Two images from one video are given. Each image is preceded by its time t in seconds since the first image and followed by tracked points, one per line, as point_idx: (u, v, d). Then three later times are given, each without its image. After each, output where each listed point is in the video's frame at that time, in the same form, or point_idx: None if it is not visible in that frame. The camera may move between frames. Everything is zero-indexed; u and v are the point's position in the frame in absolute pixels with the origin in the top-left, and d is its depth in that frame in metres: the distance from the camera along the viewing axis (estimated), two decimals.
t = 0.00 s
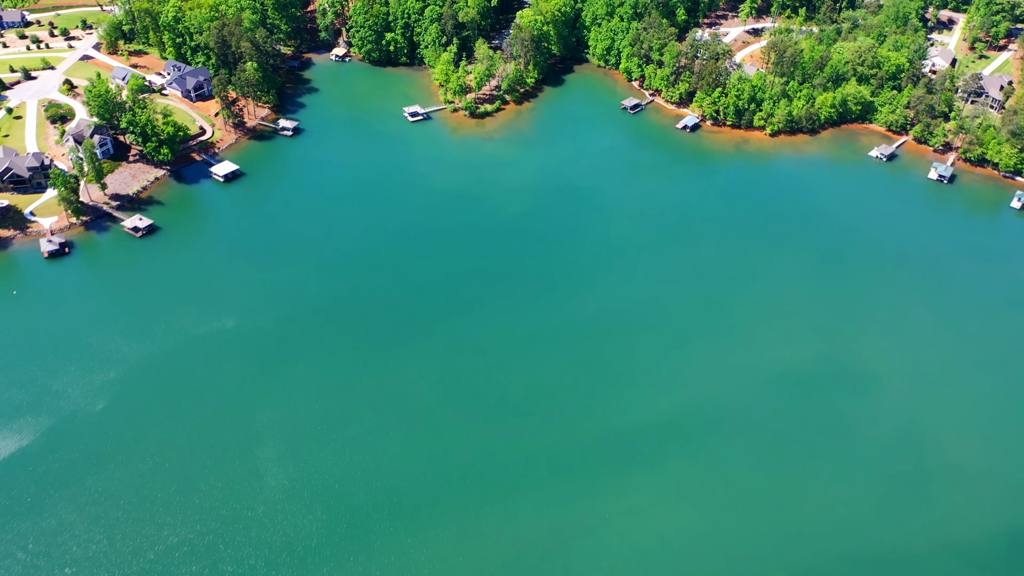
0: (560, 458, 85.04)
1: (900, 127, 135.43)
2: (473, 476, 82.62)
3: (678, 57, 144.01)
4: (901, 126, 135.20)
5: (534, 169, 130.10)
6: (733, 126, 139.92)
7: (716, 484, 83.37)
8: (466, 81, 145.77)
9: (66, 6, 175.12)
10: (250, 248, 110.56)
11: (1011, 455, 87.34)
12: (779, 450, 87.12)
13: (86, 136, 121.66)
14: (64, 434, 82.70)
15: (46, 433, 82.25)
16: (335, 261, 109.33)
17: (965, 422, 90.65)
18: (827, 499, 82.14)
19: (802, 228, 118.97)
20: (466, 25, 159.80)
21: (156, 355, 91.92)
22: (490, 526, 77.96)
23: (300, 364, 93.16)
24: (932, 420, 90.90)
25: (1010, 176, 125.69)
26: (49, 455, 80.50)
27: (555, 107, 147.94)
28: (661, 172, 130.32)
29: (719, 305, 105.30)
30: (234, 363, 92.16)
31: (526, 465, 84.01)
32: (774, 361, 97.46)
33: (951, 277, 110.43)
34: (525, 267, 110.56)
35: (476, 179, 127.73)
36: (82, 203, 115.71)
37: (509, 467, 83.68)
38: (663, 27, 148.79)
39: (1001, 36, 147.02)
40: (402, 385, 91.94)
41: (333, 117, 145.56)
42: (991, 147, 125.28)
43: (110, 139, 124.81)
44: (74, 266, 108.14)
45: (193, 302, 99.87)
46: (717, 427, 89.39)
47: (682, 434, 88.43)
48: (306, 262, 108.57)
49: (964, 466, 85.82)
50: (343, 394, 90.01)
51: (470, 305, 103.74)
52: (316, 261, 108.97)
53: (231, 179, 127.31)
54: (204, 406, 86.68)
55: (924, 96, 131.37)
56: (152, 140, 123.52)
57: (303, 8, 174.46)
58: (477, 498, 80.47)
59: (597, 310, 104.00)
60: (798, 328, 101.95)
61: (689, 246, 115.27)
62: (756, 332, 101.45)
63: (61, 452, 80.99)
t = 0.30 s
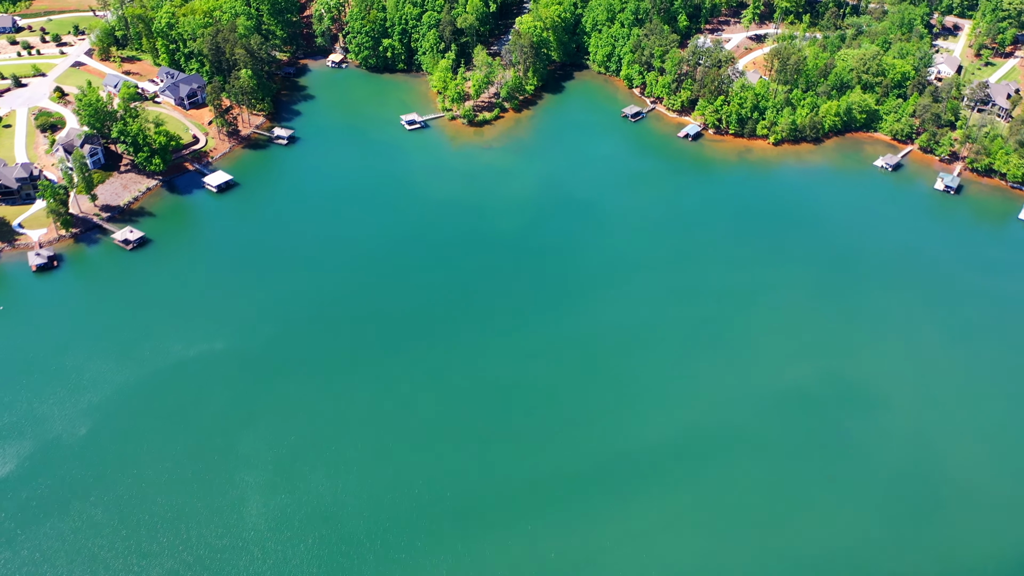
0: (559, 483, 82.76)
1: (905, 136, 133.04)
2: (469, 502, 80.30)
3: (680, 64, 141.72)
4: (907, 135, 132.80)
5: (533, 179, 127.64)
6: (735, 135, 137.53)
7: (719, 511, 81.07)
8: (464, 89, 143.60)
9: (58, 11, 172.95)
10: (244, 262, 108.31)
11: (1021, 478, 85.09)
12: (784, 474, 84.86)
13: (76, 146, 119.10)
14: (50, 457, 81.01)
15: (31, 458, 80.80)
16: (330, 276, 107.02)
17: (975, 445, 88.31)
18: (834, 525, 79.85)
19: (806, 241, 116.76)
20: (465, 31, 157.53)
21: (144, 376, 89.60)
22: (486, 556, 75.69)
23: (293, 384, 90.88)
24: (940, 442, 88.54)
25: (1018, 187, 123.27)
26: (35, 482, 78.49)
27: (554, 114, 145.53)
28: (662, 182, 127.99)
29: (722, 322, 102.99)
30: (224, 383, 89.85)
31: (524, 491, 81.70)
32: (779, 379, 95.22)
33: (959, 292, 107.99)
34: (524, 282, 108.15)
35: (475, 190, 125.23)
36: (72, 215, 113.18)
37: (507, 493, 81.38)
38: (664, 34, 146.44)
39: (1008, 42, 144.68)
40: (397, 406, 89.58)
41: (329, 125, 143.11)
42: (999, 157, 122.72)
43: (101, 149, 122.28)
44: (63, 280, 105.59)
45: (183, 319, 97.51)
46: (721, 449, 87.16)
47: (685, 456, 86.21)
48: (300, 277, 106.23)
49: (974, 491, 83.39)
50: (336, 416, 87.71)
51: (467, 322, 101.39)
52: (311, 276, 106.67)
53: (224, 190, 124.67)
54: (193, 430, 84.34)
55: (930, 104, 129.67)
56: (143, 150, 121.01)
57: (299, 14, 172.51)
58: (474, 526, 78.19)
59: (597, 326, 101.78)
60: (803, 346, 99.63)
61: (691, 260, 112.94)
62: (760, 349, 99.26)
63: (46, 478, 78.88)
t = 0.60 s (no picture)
0: (559, 509, 80.35)
1: (911, 146, 130.75)
2: (466, 529, 77.78)
3: (681, 71, 139.40)
4: (912, 145, 130.51)
5: (532, 189, 125.28)
6: (738, 144, 135.05)
7: (724, 538, 78.61)
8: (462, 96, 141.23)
9: (49, 16, 170.92)
10: (236, 276, 105.98)
11: None
12: (791, 499, 82.39)
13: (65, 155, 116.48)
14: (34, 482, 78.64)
15: (15, 482, 78.41)
16: (324, 291, 104.67)
17: (986, 468, 85.94)
18: (842, 553, 77.37)
19: (810, 254, 114.52)
20: (463, 37, 155.25)
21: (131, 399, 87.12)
22: None
23: (285, 405, 88.45)
24: (951, 465, 86.17)
25: None
26: (17, 509, 76.01)
27: (554, 122, 143.18)
28: (664, 193, 125.63)
29: (725, 338, 100.63)
30: (215, 404, 87.43)
31: (522, 518, 79.20)
32: (784, 398, 92.92)
33: (967, 307, 105.78)
34: (523, 297, 105.69)
35: (473, 201, 122.88)
36: (60, 227, 110.57)
37: (505, 520, 78.88)
38: (666, 41, 144.07)
39: (1014, 50, 142.51)
40: (393, 428, 87.20)
41: (325, 133, 140.66)
42: (1007, 168, 120.35)
43: (91, 158, 119.71)
44: (50, 294, 102.94)
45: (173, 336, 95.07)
46: (725, 472, 84.82)
47: (688, 480, 83.87)
48: (294, 292, 103.88)
49: (986, 517, 80.96)
50: (330, 438, 85.30)
51: (465, 338, 99.11)
52: (304, 290, 104.36)
53: (217, 201, 122.11)
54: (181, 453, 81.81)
55: (936, 114, 126.92)
56: (134, 160, 118.42)
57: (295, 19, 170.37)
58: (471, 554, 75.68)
59: (598, 343, 99.41)
60: (809, 364, 97.30)
61: (693, 274, 110.54)
62: (764, 366, 96.94)
63: (30, 505, 76.53)
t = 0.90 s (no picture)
0: (563, 538, 77.72)
1: (919, 155, 128.03)
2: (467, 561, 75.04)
3: (684, 79, 136.73)
4: (920, 154, 127.80)
5: (533, 202, 122.76)
6: (743, 154, 132.31)
7: (733, 569, 75.91)
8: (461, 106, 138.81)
9: (42, 24, 169.31)
10: (230, 293, 103.35)
11: None
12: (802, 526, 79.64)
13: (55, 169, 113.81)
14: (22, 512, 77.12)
15: None
16: (320, 309, 102.11)
17: (1003, 492, 83.11)
18: None
19: (816, 267, 112.04)
20: (462, 45, 152.90)
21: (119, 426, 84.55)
22: None
23: (280, 430, 85.75)
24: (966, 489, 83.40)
25: None
26: None
27: (555, 132, 140.66)
28: (667, 205, 123.02)
29: (732, 357, 98.03)
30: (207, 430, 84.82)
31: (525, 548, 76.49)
32: (793, 420, 90.25)
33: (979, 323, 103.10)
34: (523, 314, 103.12)
35: (472, 213, 120.37)
36: (50, 243, 107.83)
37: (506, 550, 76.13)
38: (668, 48, 141.92)
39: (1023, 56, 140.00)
40: (391, 453, 84.63)
41: (321, 144, 138.17)
42: (1018, 178, 117.51)
43: (81, 171, 117.19)
44: (38, 313, 100.30)
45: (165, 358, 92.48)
46: (733, 498, 82.15)
47: (696, 507, 81.22)
48: (289, 310, 101.36)
49: (1004, 545, 78.18)
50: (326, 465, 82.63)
51: (464, 358, 96.58)
52: (300, 309, 101.88)
53: (211, 214, 119.41)
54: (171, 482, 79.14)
55: (944, 123, 124.23)
56: (126, 173, 115.74)
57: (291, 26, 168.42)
58: None
59: (601, 363, 96.77)
60: (818, 384, 94.68)
61: (698, 289, 107.95)
62: (772, 385, 94.28)
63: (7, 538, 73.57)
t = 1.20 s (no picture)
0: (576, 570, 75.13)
1: (930, 161, 124.97)
2: None
3: (689, 86, 134.22)
4: (931, 161, 124.75)
5: (537, 215, 120.19)
6: (750, 162, 129.19)
7: None
8: (462, 116, 136.57)
9: (35, 37, 167.31)
10: (229, 315, 100.94)
11: None
12: (823, 554, 76.96)
13: (49, 188, 111.21)
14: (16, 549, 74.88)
15: None
16: (321, 330, 99.76)
17: None
18: None
19: (828, 279, 109.27)
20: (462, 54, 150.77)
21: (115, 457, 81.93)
22: None
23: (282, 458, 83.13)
24: (991, 513, 80.72)
25: None
26: None
27: (557, 142, 138.24)
28: (674, 216, 120.31)
29: (745, 375, 95.37)
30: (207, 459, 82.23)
31: None
32: (809, 441, 87.62)
33: (997, 337, 100.48)
34: (530, 334, 100.60)
35: (476, 228, 117.86)
36: (44, 265, 105.17)
37: None
38: (673, 55, 140.21)
39: None
40: (396, 482, 82.08)
41: (320, 157, 135.68)
42: None
43: (76, 190, 114.73)
44: (33, 337, 97.75)
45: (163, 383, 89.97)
46: (751, 524, 79.51)
47: (712, 534, 78.55)
48: (291, 333, 99.05)
49: None
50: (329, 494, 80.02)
51: (470, 380, 94.13)
52: (301, 331, 99.46)
53: (209, 232, 116.77)
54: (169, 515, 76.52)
55: (956, 129, 121.34)
56: (121, 191, 113.17)
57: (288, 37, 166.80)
58: None
59: (611, 383, 94.22)
60: (834, 402, 92.02)
61: (708, 304, 105.33)
62: (786, 405, 91.68)
63: None
